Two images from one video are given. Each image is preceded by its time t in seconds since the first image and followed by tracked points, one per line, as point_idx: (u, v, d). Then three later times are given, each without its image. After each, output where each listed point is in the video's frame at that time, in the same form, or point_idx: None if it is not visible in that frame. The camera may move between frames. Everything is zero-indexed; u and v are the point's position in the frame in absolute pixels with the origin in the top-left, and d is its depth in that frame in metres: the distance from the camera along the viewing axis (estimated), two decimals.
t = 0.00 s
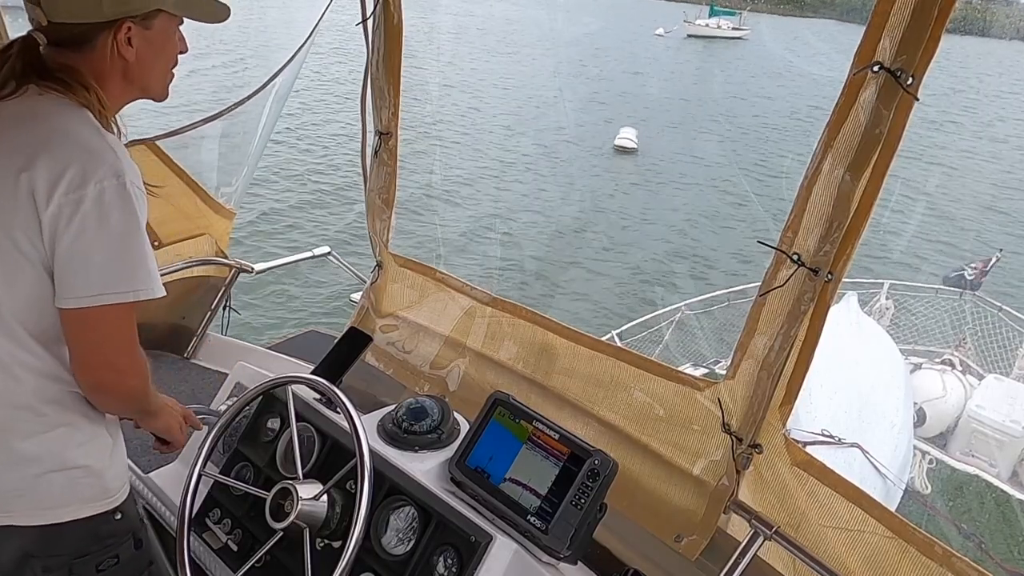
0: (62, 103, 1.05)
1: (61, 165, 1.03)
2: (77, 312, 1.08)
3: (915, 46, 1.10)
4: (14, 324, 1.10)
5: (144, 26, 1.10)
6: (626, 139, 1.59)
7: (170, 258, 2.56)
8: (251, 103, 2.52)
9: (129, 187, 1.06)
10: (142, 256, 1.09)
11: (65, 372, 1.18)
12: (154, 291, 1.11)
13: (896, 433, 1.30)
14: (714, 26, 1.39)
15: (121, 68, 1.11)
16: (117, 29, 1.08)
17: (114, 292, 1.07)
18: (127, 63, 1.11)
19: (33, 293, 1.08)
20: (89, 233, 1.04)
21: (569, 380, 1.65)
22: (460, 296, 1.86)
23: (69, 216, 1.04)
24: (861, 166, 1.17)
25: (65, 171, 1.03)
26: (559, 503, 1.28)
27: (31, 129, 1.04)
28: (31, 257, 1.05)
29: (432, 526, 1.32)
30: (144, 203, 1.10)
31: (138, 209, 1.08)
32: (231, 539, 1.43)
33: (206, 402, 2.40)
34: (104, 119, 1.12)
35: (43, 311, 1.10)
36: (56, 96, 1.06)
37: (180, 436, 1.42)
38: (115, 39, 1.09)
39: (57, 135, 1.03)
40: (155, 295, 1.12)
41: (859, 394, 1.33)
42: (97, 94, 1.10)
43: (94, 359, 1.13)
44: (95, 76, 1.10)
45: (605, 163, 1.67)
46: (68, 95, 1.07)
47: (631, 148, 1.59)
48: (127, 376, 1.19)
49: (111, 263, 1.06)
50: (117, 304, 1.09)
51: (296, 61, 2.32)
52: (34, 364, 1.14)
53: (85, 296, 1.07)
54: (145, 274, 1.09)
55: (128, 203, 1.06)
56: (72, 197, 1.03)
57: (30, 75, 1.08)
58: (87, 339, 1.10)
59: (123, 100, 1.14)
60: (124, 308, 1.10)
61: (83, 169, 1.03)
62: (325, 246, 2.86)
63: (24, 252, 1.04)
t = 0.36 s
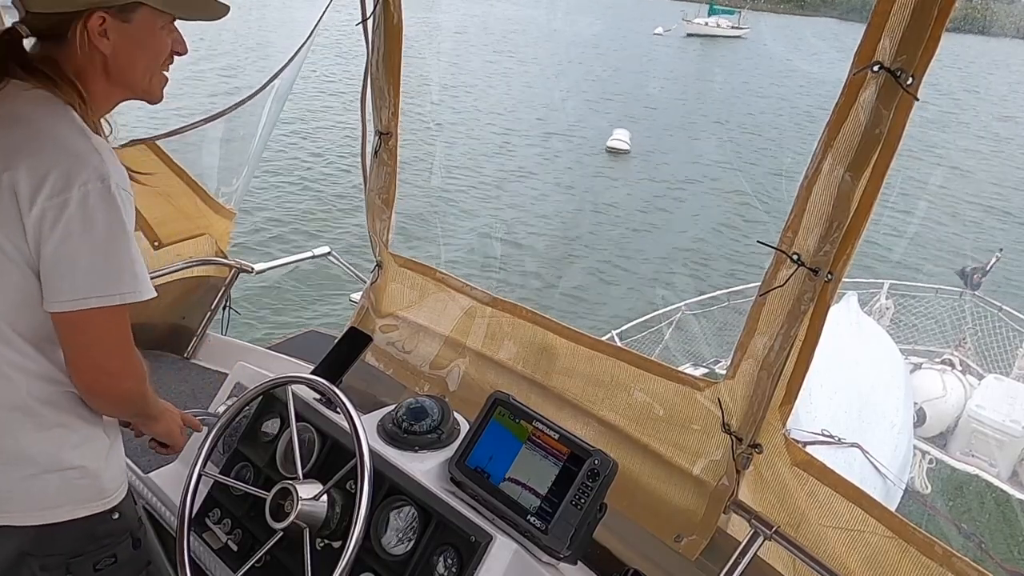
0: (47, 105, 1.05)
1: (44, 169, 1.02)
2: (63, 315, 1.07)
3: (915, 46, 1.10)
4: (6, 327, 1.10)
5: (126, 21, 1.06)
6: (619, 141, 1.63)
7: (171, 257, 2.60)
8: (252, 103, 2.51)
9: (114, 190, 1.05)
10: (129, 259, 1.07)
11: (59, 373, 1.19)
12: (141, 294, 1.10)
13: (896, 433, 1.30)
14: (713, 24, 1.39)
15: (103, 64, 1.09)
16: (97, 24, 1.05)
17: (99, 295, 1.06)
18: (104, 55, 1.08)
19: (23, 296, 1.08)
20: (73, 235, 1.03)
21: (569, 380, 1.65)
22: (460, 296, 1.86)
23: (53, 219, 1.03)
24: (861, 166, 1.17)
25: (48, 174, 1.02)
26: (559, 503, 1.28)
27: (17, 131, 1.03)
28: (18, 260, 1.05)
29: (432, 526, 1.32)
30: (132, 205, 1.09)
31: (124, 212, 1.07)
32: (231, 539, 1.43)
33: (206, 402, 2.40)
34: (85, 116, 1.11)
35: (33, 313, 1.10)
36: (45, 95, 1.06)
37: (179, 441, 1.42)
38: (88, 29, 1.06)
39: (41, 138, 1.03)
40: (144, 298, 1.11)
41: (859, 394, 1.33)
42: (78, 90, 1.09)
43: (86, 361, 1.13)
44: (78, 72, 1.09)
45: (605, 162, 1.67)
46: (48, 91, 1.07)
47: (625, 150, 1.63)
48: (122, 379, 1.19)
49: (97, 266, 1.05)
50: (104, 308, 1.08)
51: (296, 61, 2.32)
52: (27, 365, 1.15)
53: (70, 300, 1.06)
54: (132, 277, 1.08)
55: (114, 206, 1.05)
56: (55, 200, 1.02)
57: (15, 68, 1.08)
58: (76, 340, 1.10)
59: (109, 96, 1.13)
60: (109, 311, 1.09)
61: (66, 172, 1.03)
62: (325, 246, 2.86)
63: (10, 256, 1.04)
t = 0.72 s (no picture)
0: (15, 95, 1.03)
1: (16, 161, 1.01)
2: (51, 309, 1.07)
3: (915, 46, 1.10)
4: None
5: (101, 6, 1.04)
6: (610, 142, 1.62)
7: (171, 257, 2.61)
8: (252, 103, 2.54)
9: (89, 180, 1.04)
10: (108, 249, 1.07)
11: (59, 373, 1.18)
12: (121, 284, 1.09)
13: (896, 433, 1.30)
14: (712, 24, 1.41)
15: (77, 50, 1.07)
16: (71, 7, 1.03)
17: (78, 288, 1.06)
18: (77, 43, 1.06)
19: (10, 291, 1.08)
20: (48, 227, 1.03)
21: (569, 380, 1.65)
22: (460, 296, 1.86)
23: (27, 212, 1.02)
24: (861, 166, 1.17)
25: (20, 166, 1.01)
26: (558, 503, 1.28)
27: None
28: None
29: (432, 526, 1.32)
30: (109, 194, 1.09)
31: (100, 202, 1.06)
32: (231, 539, 1.43)
33: (206, 402, 2.40)
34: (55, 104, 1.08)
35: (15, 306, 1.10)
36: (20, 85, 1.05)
37: (185, 436, 1.42)
38: (60, 16, 1.03)
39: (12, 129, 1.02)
40: (124, 287, 1.10)
41: (859, 394, 1.33)
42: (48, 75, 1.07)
43: (83, 354, 1.13)
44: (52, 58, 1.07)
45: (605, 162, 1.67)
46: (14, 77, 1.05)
47: (619, 154, 1.62)
48: (125, 373, 1.19)
49: (76, 259, 1.05)
50: (86, 300, 1.08)
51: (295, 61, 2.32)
52: (26, 361, 1.15)
53: (50, 293, 1.06)
54: (111, 267, 1.08)
55: (88, 196, 1.04)
56: (29, 192, 1.01)
57: None
58: (70, 334, 1.10)
59: (84, 86, 1.10)
60: (91, 302, 1.08)
61: (38, 165, 1.02)
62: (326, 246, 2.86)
63: None
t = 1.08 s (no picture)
0: (54, 110, 1.05)
1: (46, 174, 1.02)
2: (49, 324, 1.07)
3: (915, 46, 1.10)
4: None
5: (184, 54, 1.13)
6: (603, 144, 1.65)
7: (170, 257, 2.59)
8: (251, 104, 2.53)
9: (115, 204, 1.05)
10: (118, 275, 1.07)
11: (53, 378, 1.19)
12: (127, 309, 1.09)
13: (896, 433, 1.30)
14: (711, 24, 1.40)
15: (148, 88, 1.13)
16: (161, 54, 1.10)
17: (85, 307, 1.06)
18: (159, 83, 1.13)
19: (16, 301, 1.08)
20: (67, 245, 1.03)
21: (569, 380, 1.65)
22: (460, 296, 1.86)
23: (48, 227, 1.03)
24: (861, 166, 1.17)
25: (50, 180, 1.02)
26: (558, 503, 1.28)
27: (27, 133, 1.04)
28: (11, 262, 1.04)
29: (432, 526, 1.32)
30: (133, 222, 1.09)
31: (122, 226, 1.07)
32: (231, 539, 1.43)
33: (206, 402, 2.40)
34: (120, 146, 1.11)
35: (19, 314, 1.10)
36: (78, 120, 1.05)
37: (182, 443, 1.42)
38: (156, 63, 1.11)
39: (51, 142, 1.03)
40: (129, 313, 1.10)
41: (859, 394, 1.33)
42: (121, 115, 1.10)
43: (80, 374, 1.12)
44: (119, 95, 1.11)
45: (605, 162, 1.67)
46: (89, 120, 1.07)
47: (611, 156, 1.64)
48: (121, 390, 1.18)
49: (88, 278, 1.05)
50: (89, 320, 1.07)
51: (296, 61, 2.33)
52: (23, 367, 1.15)
53: (55, 308, 1.05)
54: (118, 293, 1.08)
55: (111, 220, 1.05)
56: (54, 208, 1.02)
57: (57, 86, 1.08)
58: (75, 350, 1.09)
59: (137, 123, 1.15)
60: (95, 324, 1.08)
61: (66, 181, 1.03)
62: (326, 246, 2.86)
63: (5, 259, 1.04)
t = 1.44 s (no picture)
0: (128, 126, 1.03)
1: (128, 196, 1.01)
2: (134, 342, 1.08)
3: (915, 46, 1.10)
4: (68, 341, 1.09)
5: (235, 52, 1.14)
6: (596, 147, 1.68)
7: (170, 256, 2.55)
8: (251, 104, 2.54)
9: (193, 221, 1.05)
10: (200, 292, 1.09)
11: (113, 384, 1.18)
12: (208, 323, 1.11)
13: (896, 433, 1.30)
14: (709, 25, 1.39)
15: (200, 87, 1.13)
16: (221, 54, 1.10)
17: (172, 326, 1.08)
18: (213, 80, 1.13)
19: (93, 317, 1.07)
20: (150, 264, 1.03)
21: (569, 380, 1.65)
22: (460, 296, 1.86)
23: (133, 246, 1.02)
24: (861, 166, 1.17)
25: (132, 201, 1.01)
26: (559, 503, 1.28)
27: (102, 151, 1.01)
28: (90, 279, 1.04)
29: (432, 526, 1.32)
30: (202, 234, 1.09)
31: (199, 242, 1.07)
32: (231, 539, 1.43)
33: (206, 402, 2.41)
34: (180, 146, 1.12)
35: (94, 330, 1.09)
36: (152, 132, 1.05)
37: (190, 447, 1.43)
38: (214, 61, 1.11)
39: (130, 160, 1.01)
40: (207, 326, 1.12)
41: (859, 394, 1.34)
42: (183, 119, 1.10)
43: (146, 381, 1.14)
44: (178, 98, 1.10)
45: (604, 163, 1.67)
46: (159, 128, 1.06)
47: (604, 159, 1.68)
48: (178, 399, 1.20)
49: (172, 298, 1.06)
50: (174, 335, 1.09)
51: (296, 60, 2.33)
52: (85, 376, 1.14)
53: (141, 328, 1.06)
54: (201, 309, 1.09)
55: (192, 237, 1.05)
56: (138, 228, 1.02)
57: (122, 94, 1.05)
58: (139, 366, 1.11)
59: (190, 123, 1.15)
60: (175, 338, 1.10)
61: (149, 201, 1.02)
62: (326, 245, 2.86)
63: (85, 278, 1.03)
